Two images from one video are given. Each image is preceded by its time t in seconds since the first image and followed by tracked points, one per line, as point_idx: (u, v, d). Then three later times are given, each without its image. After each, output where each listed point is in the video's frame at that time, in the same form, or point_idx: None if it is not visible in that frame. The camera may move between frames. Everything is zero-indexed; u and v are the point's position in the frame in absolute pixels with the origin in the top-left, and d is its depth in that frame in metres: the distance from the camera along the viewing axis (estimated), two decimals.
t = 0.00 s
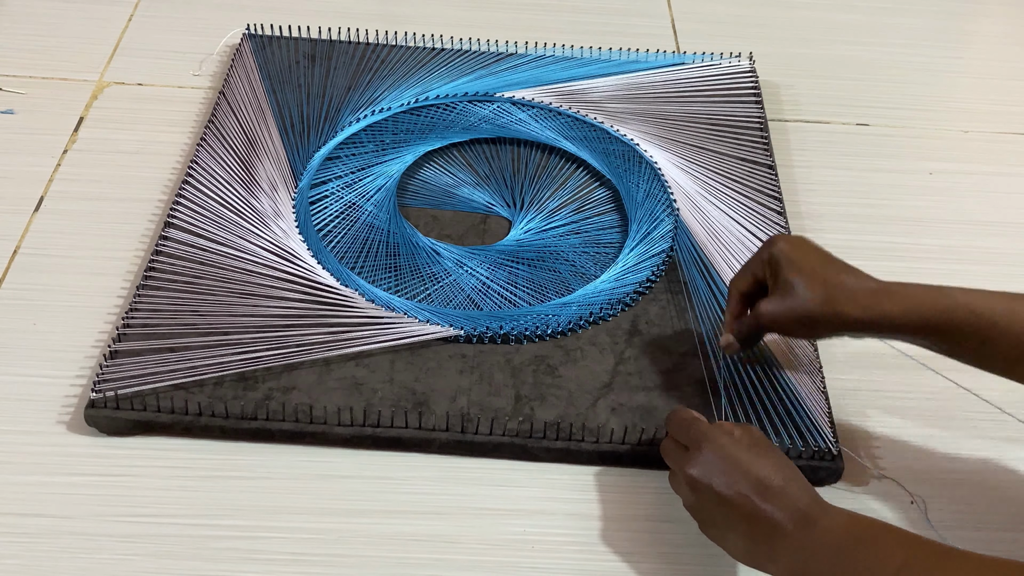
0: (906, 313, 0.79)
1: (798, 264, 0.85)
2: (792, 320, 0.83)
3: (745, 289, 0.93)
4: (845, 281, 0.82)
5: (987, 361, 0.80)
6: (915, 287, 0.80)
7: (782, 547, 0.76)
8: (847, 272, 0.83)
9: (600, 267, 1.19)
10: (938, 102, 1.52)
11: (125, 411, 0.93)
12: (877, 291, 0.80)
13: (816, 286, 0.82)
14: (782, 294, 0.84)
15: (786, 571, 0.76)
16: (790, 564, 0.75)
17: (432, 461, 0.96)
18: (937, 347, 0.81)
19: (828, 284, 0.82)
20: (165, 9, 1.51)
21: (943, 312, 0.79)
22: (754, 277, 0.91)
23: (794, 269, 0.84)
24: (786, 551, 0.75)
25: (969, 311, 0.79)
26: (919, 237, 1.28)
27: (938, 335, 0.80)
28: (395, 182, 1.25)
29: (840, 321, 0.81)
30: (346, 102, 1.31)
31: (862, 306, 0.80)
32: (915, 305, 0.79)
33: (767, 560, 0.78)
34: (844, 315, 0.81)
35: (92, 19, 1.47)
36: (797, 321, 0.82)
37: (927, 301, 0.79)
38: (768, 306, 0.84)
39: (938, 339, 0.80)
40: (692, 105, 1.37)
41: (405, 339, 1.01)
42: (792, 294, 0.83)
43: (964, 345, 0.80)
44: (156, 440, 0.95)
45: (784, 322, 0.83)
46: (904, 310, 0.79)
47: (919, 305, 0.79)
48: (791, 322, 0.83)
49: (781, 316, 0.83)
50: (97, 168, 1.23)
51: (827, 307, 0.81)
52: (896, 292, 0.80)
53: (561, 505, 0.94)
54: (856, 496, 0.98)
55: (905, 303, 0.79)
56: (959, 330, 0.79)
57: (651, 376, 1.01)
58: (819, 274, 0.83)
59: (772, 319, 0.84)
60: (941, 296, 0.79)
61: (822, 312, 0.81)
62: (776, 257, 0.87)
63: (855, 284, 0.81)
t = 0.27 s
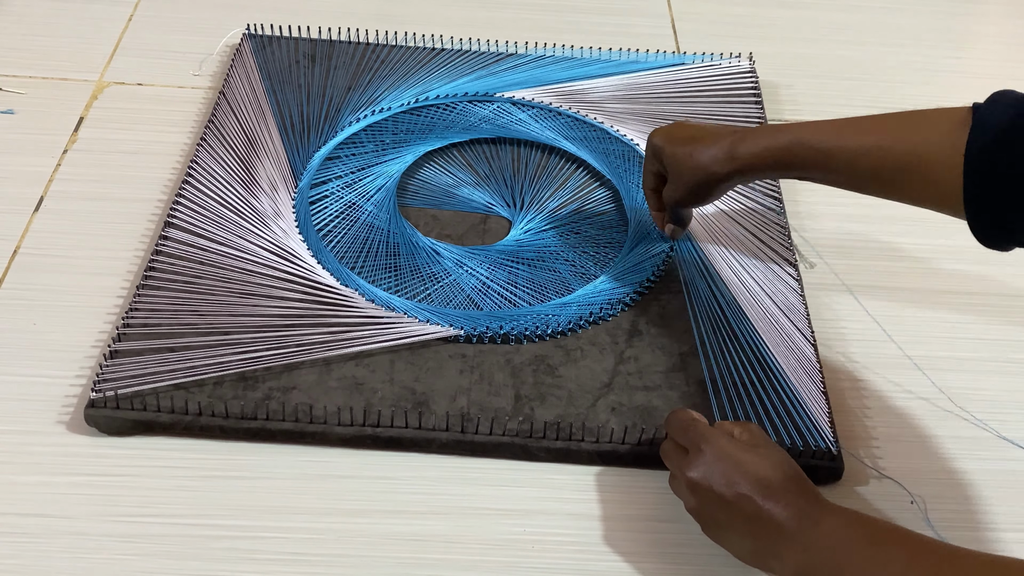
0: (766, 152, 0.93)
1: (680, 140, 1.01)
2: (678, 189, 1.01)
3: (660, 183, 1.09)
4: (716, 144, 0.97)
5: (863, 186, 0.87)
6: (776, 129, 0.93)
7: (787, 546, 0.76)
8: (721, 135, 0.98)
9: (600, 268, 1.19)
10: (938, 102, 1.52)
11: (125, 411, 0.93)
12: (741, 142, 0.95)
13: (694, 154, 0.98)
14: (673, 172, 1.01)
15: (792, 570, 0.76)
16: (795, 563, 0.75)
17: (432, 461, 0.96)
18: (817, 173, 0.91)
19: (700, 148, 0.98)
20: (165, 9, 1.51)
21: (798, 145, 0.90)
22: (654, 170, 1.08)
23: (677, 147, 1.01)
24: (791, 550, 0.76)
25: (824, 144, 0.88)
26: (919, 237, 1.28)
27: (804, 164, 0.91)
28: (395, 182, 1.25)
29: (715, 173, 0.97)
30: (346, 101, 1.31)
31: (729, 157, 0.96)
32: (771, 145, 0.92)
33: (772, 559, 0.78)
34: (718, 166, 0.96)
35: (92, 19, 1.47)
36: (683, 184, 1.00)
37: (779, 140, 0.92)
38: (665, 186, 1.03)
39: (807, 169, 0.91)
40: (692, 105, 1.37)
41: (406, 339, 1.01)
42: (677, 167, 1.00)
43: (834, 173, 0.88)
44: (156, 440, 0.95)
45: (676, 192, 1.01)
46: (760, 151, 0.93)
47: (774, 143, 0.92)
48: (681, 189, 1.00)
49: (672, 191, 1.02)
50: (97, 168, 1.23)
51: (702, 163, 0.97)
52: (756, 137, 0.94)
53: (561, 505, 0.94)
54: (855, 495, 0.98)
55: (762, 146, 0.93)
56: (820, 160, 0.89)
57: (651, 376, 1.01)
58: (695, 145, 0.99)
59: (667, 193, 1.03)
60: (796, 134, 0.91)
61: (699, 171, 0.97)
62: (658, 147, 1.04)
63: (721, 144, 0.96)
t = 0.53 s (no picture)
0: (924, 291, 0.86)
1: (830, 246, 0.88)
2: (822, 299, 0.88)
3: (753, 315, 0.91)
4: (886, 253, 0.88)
5: (974, 327, 0.87)
6: (941, 259, 0.86)
7: (769, 552, 0.74)
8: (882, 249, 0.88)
9: (600, 268, 1.19)
10: (938, 102, 1.52)
11: (125, 412, 0.92)
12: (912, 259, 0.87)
13: (864, 264, 0.86)
14: (827, 258, 0.87)
15: None
16: (776, 570, 0.73)
17: (432, 461, 0.96)
18: (940, 316, 0.88)
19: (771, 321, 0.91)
20: (165, 9, 1.51)
21: (966, 280, 0.84)
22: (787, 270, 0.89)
23: (840, 246, 0.88)
24: (772, 556, 0.74)
25: (982, 277, 0.84)
26: (919, 237, 1.28)
27: (928, 315, 0.88)
28: (395, 182, 1.25)
29: (885, 281, 0.86)
30: (346, 101, 1.31)
31: (892, 264, 0.86)
32: (944, 278, 0.85)
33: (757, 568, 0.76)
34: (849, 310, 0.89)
35: (92, 19, 1.47)
36: (838, 290, 0.87)
37: (961, 266, 0.85)
38: (811, 269, 0.87)
39: (953, 310, 0.86)
40: (692, 105, 1.37)
41: (406, 339, 1.01)
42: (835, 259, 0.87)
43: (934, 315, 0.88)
44: (156, 440, 0.95)
45: (825, 289, 0.87)
46: (939, 275, 0.85)
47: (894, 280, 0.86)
48: (833, 284, 0.86)
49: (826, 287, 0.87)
50: (97, 168, 1.23)
51: (829, 299, 0.88)
52: (929, 259, 0.86)
53: (561, 506, 0.94)
54: (855, 496, 0.98)
55: (935, 274, 0.85)
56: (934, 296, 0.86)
57: (651, 376, 1.01)
58: (861, 250, 0.88)
59: (812, 283, 0.87)
60: (972, 263, 0.85)
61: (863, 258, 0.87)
62: (816, 244, 0.89)
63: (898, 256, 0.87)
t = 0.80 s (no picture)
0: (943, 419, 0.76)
1: (824, 360, 0.78)
2: (835, 436, 0.78)
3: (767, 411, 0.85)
4: (891, 374, 0.75)
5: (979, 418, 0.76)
6: (953, 366, 0.74)
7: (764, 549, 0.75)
8: (884, 358, 0.77)
9: (600, 268, 1.19)
10: (938, 102, 1.52)
11: (126, 412, 0.92)
12: (930, 374, 0.74)
13: (862, 378, 0.76)
14: (832, 403, 0.77)
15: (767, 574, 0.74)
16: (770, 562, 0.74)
17: (433, 461, 0.96)
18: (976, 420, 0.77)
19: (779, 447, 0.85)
20: (165, 9, 1.51)
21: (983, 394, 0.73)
22: (779, 388, 0.83)
23: (834, 369, 0.77)
24: (767, 553, 0.74)
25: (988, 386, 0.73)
26: (918, 237, 1.29)
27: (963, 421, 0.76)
28: (395, 182, 1.25)
29: (897, 412, 0.75)
30: (346, 102, 1.31)
31: (912, 398, 0.74)
32: (965, 389, 0.73)
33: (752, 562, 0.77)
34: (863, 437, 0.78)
35: (93, 19, 1.47)
36: (846, 433, 0.77)
37: (974, 367, 0.74)
38: (811, 411, 0.78)
39: (979, 415, 0.75)
40: (692, 106, 1.37)
41: (407, 340, 1.01)
42: (835, 398, 0.77)
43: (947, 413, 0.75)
44: (157, 441, 0.95)
45: (835, 429, 0.77)
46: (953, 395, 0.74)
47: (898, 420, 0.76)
48: (842, 425, 0.76)
49: (832, 426, 0.77)
50: (97, 168, 1.23)
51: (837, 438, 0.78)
52: (939, 376, 0.74)
53: (562, 505, 0.94)
54: (856, 495, 0.98)
55: (955, 387, 0.74)
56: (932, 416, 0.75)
57: (652, 376, 1.01)
58: (859, 368, 0.76)
59: (818, 426, 0.78)
60: (989, 372, 0.73)
61: (883, 412, 0.75)
62: (807, 364, 0.79)
63: (903, 373, 0.75)
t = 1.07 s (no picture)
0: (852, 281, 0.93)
1: (778, 210, 0.96)
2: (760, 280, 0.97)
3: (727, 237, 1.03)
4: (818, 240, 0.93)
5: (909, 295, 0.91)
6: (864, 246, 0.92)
7: (775, 550, 0.76)
8: (825, 227, 0.94)
9: (600, 268, 1.19)
10: (938, 102, 1.52)
11: (126, 412, 0.92)
12: (844, 247, 0.92)
13: (799, 238, 0.93)
14: (765, 253, 0.96)
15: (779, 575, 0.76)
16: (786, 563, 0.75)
17: (433, 461, 0.96)
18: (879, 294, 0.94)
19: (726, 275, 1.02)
20: (165, 9, 1.51)
21: (923, 270, 0.89)
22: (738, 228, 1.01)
23: (784, 221, 0.94)
24: (781, 554, 0.76)
25: (925, 266, 0.89)
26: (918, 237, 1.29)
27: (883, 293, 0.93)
28: (395, 182, 1.25)
29: (824, 271, 0.93)
30: (346, 102, 1.31)
31: (824, 263, 0.92)
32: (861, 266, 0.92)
33: (761, 563, 0.78)
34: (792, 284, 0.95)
35: (93, 19, 1.47)
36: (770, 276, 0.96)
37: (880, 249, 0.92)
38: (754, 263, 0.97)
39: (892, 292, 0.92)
40: (692, 106, 1.37)
41: (408, 339, 1.01)
42: (773, 246, 0.95)
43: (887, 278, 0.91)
44: (157, 441, 0.95)
45: (767, 273, 0.96)
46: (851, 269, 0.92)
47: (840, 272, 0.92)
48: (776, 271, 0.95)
49: (760, 274, 0.96)
50: (97, 167, 1.23)
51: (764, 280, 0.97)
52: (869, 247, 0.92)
53: (562, 505, 0.94)
54: (856, 495, 0.98)
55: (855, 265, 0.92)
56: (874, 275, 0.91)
57: (652, 376, 1.01)
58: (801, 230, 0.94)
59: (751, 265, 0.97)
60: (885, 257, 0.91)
61: (801, 268, 0.93)
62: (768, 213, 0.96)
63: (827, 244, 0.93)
